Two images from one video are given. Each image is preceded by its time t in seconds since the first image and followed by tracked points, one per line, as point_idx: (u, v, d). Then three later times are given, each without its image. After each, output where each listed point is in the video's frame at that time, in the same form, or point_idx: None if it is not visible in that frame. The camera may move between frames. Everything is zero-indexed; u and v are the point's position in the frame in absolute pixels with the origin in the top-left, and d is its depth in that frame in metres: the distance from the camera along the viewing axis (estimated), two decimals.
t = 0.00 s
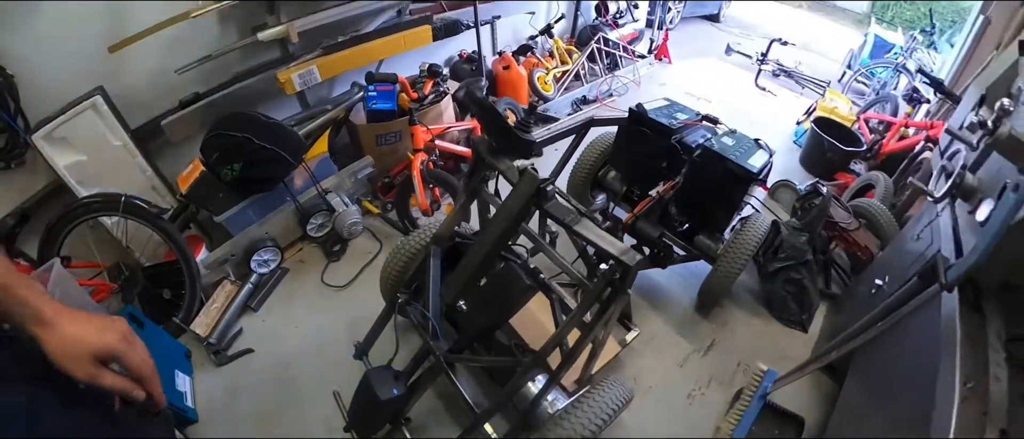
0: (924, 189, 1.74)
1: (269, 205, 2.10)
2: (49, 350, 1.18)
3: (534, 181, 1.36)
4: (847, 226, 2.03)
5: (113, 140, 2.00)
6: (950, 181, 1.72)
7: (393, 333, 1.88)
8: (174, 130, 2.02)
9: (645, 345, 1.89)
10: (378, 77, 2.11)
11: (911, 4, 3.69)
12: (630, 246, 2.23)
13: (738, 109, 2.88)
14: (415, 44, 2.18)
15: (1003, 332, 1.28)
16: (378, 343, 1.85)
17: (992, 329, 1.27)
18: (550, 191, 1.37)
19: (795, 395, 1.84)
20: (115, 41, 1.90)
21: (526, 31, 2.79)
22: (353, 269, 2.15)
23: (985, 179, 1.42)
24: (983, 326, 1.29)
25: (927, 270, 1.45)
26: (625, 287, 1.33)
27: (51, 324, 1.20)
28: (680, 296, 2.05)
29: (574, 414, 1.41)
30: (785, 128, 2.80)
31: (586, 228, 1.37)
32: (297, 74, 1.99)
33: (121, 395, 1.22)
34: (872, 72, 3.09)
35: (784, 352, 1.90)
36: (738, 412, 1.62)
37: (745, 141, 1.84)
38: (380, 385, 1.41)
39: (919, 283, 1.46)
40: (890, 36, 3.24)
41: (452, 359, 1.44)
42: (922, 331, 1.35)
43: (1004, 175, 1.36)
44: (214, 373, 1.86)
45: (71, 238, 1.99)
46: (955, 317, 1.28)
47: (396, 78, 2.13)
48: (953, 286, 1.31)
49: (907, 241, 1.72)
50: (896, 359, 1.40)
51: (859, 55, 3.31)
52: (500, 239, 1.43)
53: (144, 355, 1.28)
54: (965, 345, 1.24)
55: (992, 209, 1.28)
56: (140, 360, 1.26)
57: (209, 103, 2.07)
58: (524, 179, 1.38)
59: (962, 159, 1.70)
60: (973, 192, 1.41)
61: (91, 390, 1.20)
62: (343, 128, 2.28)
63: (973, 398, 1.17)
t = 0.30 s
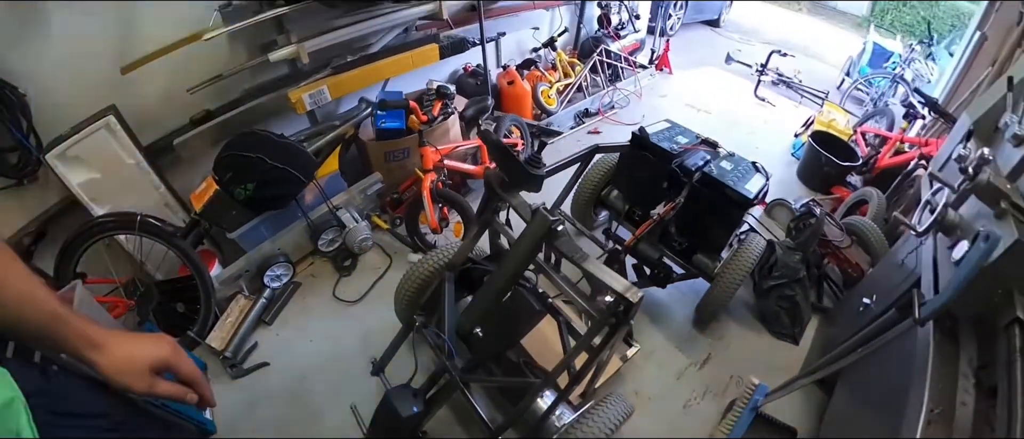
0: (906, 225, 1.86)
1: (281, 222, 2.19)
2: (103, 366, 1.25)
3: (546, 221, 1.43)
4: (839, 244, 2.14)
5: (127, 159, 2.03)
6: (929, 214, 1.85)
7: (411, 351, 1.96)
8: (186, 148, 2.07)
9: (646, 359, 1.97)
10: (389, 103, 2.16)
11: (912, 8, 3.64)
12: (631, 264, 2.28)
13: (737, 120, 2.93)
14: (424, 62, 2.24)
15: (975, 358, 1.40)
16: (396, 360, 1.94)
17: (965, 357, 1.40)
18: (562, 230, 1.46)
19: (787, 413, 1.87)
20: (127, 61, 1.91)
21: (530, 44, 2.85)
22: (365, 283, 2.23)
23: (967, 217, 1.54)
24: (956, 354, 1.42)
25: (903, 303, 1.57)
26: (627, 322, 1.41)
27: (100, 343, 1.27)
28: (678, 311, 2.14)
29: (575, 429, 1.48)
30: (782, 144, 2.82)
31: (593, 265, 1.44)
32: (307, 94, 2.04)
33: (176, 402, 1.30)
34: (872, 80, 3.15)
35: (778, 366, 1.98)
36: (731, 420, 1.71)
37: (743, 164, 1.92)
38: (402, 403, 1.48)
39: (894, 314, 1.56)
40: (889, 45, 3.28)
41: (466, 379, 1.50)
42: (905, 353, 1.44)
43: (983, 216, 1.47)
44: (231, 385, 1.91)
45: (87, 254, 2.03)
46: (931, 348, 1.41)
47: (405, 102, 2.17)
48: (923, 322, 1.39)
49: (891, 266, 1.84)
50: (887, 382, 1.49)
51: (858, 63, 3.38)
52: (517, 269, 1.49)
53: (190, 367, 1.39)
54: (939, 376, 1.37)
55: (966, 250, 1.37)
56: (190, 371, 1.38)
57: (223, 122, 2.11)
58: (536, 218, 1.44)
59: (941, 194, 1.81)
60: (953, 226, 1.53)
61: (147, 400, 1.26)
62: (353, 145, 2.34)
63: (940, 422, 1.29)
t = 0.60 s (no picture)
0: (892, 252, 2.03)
1: (288, 236, 2.23)
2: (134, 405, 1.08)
3: (545, 253, 1.46)
4: (830, 259, 2.22)
5: (135, 176, 2.06)
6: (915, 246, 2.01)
7: (417, 366, 2.03)
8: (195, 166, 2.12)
9: (641, 370, 2.05)
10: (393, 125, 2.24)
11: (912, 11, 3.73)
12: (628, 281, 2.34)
13: (735, 130, 2.96)
14: (427, 78, 2.35)
15: (949, 382, 1.49)
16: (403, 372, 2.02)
17: (938, 381, 1.49)
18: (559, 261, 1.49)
19: (780, 427, 1.92)
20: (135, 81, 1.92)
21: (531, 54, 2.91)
22: (372, 296, 2.30)
23: (948, 247, 1.66)
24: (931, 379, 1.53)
25: (881, 330, 1.72)
26: (622, 346, 1.46)
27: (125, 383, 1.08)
28: (673, 325, 2.21)
29: None
30: (779, 152, 2.87)
31: (591, 295, 1.51)
32: (313, 112, 2.09)
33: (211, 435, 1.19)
34: (872, 88, 3.19)
35: (768, 377, 2.06)
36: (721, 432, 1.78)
37: (736, 183, 1.98)
38: (409, 417, 1.55)
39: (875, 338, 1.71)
40: (888, 51, 3.32)
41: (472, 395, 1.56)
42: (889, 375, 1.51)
43: (963, 249, 1.59)
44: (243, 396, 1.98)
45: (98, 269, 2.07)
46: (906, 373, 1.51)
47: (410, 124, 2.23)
48: (901, 350, 1.55)
49: (879, 283, 1.92)
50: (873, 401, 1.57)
51: (857, 69, 3.38)
52: (519, 296, 1.52)
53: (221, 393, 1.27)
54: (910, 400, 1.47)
55: (942, 283, 1.50)
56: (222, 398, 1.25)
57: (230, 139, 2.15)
58: (537, 250, 1.48)
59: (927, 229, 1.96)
60: (936, 255, 1.68)
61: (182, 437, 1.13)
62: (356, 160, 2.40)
63: None
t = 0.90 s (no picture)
0: (879, 250, 2.11)
1: (288, 234, 2.29)
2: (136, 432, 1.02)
3: (532, 248, 1.54)
4: (823, 257, 2.21)
5: (137, 174, 2.16)
6: (904, 246, 2.08)
7: (412, 358, 2.08)
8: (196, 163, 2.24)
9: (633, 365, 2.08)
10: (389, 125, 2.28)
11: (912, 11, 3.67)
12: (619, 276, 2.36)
13: (731, 129, 2.98)
14: (425, 79, 2.44)
15: (933, 376, 1.56)
16: (399, 367, 2.07)
17: (922, 377, 1.56)
18: (547, 256, 1.57)
19: (772, 422, 1.93)
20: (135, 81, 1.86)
21: (528, 55, 2.95)
22: (369, 293, 2.35)
23: (937, 246, 1.68)
24: (916, 374, 1.58)
25: (869, 327, 1.73)
26: (606, 338, 1.47)
27: (133, 400, 1.04)
28: (665, 322, 2.24)
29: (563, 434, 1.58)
30: (774, 151, 2.90)
31: (575, 288, 1.54)
32: (313, 113, 2.19)
33: None
34: (869, 87, 3.22)
35: (759, 373, 2.08)
36: (714, 427, 1.76)
37: (727, 182, 2.02)
38: (403, 407, 1.59)
39: (862, 337, 1.73)
40: (886, 50, 3.34)
41: (463, 386, 1.60)
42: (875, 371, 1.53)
43: (951, 248, 1.62)
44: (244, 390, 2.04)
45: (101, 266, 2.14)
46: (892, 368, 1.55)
47: (406, 125, 2.27)
48: (887, 346, 1.58)
49: (874, 282, 1.93)
50: (858, 395, 1.60)
51: (855, 68, 3.39)
52: (507, 290, 1.60)
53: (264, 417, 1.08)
54: (896, 394, 1.52)
55: (931, 281, 1.52)
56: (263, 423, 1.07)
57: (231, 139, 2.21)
58: (524, 245, 1.55)
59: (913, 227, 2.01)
60: (926, 255, 1.66)
61: None
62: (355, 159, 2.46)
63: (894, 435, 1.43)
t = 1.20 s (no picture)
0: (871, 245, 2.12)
1: (289, 230, 2.35)
2: None
3: (526, 240, 1.58)
4: (816, 253, 2.21)
5: (142, 173, 2.17)
6: (892, 239, 2.20)
7: (410, 348, 2.11)
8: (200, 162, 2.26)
9: (627, 359, 2.11)
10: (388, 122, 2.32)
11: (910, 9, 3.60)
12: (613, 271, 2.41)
13: (727, 127, 3.01)
14: (423, 77, 2.47)
15: (920, 368, 1.60)
16: (398, 359, 2.09)
17: (909, 368, 1.60)
18: (540, 248, 1.62)
19: (764, 414, 1.96)
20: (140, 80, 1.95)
21: (526, 54, 2.99)
22: (368, 289, 2.38)
23: (927, 241, 1.77)
24: (903, 366, 1.62)
25: (858, 319, 1.78)
26: (597, 327, 1.55)
27: None
28: (661, 316, 2.27)
29: (555, 423, 1.64)
30: (767, 151, 2.88)
31: (567, 278, 1.61)
32: (313, 112, 2.23)
33: None
34: (866, 86, 3.18)
35: (752, 366, 2.10)
36: (705, 424, 1.80)
37: (720, 178, 2.07)
38: (401, 396, 1.64)
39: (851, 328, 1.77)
40: (884, 50, 3.31)
41: (460, 376, 1.64)
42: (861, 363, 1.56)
43: (939, 241, 1.71)
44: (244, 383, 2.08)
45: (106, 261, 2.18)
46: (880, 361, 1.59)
47: (405, 122, 2.32)
48: (873, 337, 1.64)
49: (865, 277, 1.97)
50: (849, 386, 1.65)
51: (852, 67, 3.38)
52: (502, 281, 1.64)
53: None
54: (884, 385, 1.57)
55: (917, 272, 1.59)
56: None
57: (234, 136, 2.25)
58: (518, 237, 1.59)
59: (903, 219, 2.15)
60: (915, 248, 1.74)
61: None
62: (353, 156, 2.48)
63: (881, 425, 1.47)
